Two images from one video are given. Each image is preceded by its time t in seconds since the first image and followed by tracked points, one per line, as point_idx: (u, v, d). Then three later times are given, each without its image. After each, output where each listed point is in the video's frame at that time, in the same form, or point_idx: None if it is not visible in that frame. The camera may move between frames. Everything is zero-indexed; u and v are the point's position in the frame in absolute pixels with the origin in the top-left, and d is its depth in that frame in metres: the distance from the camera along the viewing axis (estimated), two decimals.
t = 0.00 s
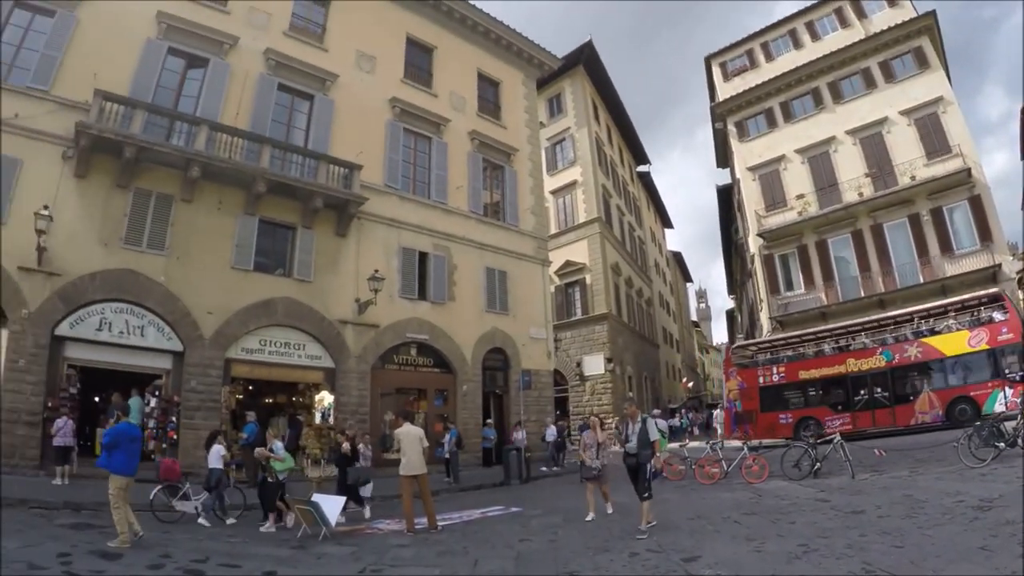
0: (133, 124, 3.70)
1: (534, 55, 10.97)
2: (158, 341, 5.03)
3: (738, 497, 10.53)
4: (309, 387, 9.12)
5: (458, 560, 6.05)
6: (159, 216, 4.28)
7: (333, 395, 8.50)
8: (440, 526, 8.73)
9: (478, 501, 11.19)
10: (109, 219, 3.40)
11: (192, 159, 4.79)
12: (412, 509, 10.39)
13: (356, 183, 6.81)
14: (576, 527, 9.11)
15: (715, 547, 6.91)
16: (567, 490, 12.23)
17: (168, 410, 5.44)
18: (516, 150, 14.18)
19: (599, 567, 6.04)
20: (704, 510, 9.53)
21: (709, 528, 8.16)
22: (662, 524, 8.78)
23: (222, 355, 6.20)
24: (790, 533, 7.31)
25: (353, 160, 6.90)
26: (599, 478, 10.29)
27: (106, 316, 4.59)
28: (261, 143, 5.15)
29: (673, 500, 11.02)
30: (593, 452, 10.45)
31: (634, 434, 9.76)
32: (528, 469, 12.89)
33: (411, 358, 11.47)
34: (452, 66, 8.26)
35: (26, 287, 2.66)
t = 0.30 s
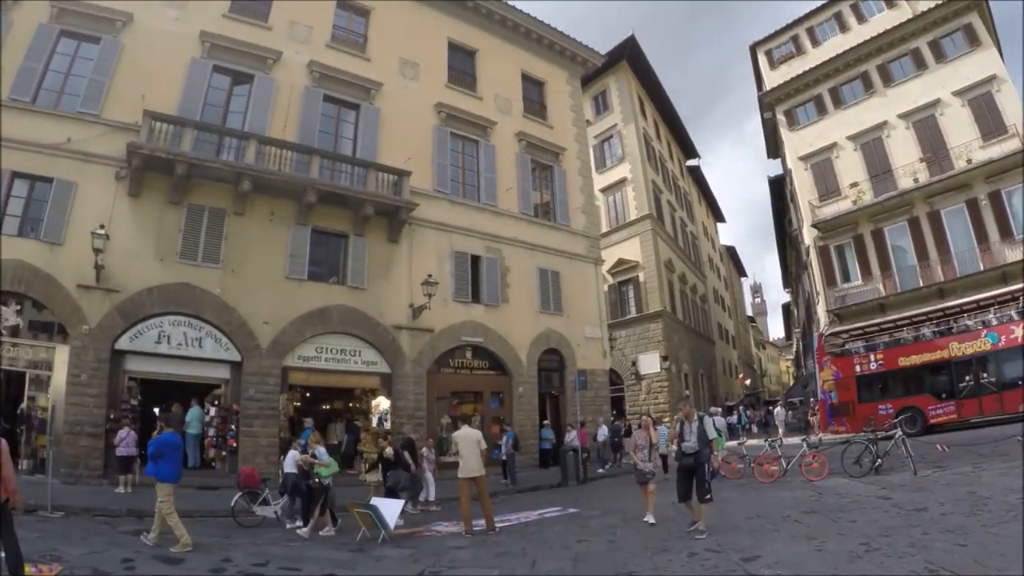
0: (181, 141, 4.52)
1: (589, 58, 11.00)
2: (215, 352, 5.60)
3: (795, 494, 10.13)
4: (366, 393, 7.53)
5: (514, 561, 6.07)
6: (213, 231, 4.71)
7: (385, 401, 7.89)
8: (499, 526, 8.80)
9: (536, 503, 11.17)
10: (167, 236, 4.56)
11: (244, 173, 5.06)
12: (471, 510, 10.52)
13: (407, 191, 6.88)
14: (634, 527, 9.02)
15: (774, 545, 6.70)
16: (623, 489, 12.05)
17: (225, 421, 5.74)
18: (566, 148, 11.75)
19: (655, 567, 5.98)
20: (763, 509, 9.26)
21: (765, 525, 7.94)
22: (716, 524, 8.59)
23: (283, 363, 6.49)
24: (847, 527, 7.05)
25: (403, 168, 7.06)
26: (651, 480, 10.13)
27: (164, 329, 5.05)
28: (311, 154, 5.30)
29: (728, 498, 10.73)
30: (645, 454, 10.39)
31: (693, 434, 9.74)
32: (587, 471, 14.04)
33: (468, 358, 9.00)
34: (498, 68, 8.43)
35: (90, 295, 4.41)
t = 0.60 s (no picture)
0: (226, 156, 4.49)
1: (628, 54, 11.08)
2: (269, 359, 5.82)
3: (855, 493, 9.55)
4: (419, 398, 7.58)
5: (571, 563, 5.99)
6: (263, 241, 4.91)
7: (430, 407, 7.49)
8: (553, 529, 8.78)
9: (590, 504, 11.09)
10: (216, 249, 4.72)
11: (292, 185, 5.19)
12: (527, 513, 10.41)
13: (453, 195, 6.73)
14: (690, 529, 8.80)
15: (835, 541, 6.33)
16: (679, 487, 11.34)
17: (278, 428, 6.04)
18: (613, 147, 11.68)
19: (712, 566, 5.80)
20: (822, 507, 8.80)
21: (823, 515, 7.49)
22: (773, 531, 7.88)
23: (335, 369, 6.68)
24: (908, 511, 6.73)
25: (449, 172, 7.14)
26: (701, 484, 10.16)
27: (218, 338, 5.39)
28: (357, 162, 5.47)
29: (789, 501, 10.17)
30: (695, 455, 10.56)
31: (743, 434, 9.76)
32: (640, 471, 13.24)
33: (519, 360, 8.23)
34: (539, 69, 8.63)
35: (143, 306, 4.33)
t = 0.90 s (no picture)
0: (262, 162, 4.89)
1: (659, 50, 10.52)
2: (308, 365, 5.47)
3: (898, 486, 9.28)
4: (457, 401, 6.49)
5: (612, 565, 5.90)
6: (301, 249, 5.07)
7: (475, 408, 6.54)
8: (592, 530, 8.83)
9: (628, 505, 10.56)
10: (254, 259, 4.93)
11: (325, 191, 5.45)
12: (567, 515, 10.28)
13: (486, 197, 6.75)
14: (730, 531, 8.60)
15: (875, 543, 6.10)
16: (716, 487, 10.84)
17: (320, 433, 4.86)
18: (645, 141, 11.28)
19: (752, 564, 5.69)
20: (863, 504, 8.53)
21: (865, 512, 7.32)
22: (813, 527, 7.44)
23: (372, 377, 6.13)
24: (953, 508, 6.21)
25: (482, 176, 7.07)
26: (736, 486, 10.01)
27: (254, 345, 5.10)
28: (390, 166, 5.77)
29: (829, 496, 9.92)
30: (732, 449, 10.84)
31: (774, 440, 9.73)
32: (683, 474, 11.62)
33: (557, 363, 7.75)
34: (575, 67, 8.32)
35: (181, 315, 4.67)
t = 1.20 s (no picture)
0: (304, 168, 4.88)
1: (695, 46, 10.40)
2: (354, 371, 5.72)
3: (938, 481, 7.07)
4: (505, 404, 7.52)
5: (663, 564, 5.03)
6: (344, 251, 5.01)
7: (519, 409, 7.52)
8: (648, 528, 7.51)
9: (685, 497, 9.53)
10: (298, 266, 5.01)
11: (368, 197, 5.33)
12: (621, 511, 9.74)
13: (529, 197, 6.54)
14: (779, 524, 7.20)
15: (923, 536, 4.55)
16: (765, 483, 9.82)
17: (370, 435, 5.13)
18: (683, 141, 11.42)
19: (810, 563, 4.83)
20: (903, 499, 6.08)
21: (916, 507, 5.24)
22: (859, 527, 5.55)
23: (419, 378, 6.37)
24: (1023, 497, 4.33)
25: (524, 177, 7.04)
26: (785, 486, 7.98)
27: (301, 352, 5.39)
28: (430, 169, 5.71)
29: (874, 479, 8.58)
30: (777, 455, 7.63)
31: (805, 432, 8.47)
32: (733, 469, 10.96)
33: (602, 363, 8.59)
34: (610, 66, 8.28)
35: (227, 322, 4.69)
